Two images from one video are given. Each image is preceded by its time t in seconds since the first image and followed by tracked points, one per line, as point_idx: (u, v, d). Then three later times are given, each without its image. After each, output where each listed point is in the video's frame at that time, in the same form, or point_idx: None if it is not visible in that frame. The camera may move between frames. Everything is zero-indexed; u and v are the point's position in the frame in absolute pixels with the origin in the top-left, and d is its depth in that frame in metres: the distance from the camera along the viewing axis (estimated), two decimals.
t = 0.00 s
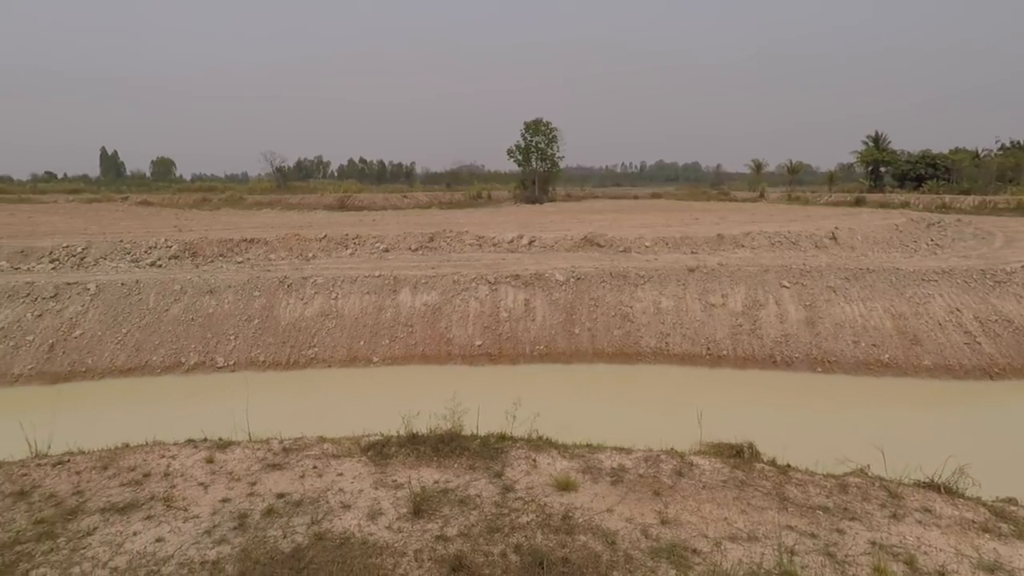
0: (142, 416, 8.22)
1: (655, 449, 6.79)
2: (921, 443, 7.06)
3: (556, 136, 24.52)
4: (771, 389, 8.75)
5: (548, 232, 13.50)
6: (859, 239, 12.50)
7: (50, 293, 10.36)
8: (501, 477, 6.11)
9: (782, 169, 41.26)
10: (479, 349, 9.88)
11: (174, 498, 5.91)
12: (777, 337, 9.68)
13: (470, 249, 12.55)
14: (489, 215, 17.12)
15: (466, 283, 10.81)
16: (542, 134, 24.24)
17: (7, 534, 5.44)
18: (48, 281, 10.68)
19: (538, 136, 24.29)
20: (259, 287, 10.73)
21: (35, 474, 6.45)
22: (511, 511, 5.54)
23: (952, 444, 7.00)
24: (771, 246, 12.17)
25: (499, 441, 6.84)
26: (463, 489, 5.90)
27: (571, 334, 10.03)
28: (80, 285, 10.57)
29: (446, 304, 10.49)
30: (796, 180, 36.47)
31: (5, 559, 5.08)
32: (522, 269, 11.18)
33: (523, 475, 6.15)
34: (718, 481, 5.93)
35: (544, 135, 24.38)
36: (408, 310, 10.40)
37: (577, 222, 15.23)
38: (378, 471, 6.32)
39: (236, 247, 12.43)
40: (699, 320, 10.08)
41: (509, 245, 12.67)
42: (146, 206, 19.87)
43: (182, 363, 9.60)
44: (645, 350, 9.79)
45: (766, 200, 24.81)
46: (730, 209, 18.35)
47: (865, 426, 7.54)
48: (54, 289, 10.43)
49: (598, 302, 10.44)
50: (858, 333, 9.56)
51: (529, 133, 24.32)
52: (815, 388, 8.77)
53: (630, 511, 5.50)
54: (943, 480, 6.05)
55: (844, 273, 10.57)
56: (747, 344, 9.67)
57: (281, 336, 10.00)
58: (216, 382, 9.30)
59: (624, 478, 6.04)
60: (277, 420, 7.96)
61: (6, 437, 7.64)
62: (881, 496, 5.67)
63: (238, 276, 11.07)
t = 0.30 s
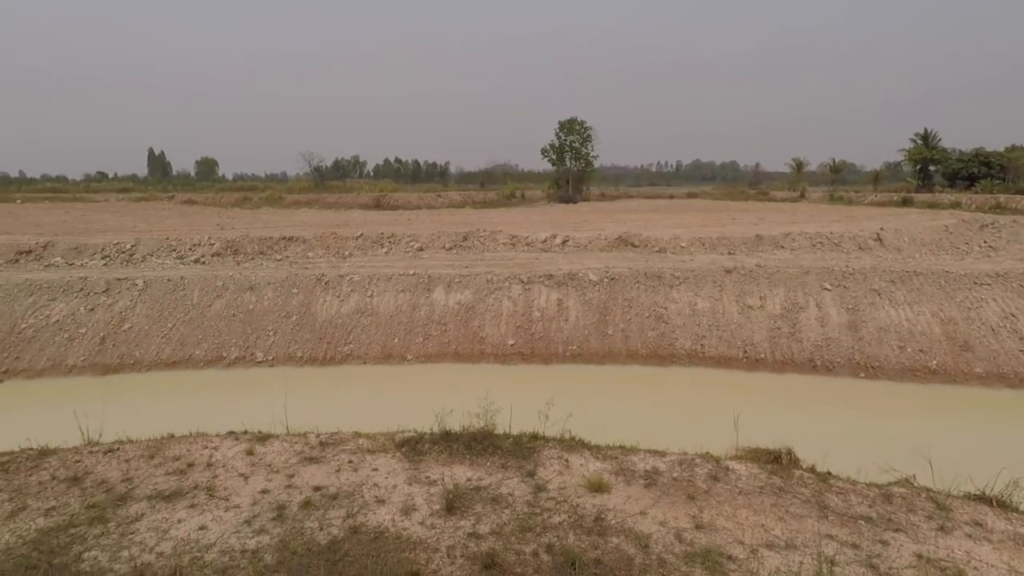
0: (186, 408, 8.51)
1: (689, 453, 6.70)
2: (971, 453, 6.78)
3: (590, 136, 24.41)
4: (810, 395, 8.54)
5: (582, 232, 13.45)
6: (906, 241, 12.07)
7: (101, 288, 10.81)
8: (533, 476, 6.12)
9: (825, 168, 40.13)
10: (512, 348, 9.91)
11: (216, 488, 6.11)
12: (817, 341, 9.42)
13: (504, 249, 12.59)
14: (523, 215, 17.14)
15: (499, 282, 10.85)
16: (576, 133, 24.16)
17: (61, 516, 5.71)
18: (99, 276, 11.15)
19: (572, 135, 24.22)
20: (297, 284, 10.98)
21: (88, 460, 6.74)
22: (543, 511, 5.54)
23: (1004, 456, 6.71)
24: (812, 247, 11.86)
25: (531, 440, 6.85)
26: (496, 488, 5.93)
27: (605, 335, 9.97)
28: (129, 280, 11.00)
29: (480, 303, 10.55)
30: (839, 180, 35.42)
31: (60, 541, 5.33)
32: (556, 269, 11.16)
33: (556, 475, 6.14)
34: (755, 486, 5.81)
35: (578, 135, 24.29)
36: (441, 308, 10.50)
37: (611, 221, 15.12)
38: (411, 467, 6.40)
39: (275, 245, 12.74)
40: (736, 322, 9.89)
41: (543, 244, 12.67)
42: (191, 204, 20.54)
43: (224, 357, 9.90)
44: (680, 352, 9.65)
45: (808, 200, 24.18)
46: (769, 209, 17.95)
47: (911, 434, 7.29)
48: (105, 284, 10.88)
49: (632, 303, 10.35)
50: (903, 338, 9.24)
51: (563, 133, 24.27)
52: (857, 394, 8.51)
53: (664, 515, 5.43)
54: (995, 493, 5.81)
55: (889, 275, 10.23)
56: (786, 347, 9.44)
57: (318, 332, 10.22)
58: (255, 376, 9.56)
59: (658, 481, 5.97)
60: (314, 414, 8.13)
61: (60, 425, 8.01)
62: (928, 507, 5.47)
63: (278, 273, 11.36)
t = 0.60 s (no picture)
0: (227, 401, 8.77)
1: (725, 456, 6.59)
2: None
3: (624, 135, 24.22)
4: (852, 400, 8.29)
5: (616, 232, 13.35)
6: (956, 241, 11.60)
7: (147, 284, 11.21)
8: (566, 477, 6.10)
9: (869, 167, 38.83)
10: (544, 348, 9.90)
11: (255, 480, 6.28)
12: (859, 345, 9.15)
13: (537, 248, 12.59)
14: (556, 214, 17.09)
15: (532, 281, 10.86)
16: (610, 132, 24.00)
17: (111, 503, 5.95)
18: (146, 273, 11.57)
19: (606, 134, 24.07)
20: (333, 282, 11.19)
21: (136, 450, 7.02)
22: (575, 511, 5.53)
23: None
24: (855, 248, 11.51)
25: (563, 440, 6.84)
26: (528, 487, 5.94)
27: (638, 335, 9.87)
28: (173, 277, 11.39)
29: (512, 302, 10.57)
30: (885, 178, 34.22)
31: (110, 527, 5.56)
32: (589, 269, 11.12)
33: (588, 476, 6.11)
34: (793, 492, 5.68)
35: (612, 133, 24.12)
36: (474, 307, 10.56)
37: (646, 221, 14.97)
38: (444, 464, 6.46)
39: (313, 243, 13.01)
40: (773, 324, 9.68)
41: (576, 244, 12.62)
42: (232, 203, 21.11)
43: (263, 352, 10.17)
44: (715, 354, 9.49)
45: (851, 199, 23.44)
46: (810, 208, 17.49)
47: (959, 443, 7.01)
48: (151, 281, 11.29)
49: (667, 304, 10.22)
50: (952, 343, 8.89)
51: (597, 132, 24.13)
52: (901, 400, 8.23)
53: (698, 519, 5.35)
54: None
55: (937, 278, 9.86)
56: (826, 351, 9.19)
57: (353, 329, 10.40)
58: (293, 372, 9.79)
59: (692, 484, 5.89)
60: (350, 410, 8.28)
61: (109, 416, 8.35)
62: (978, 519, 5.25)
63: (314, 271, 11.60)
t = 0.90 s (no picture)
0: (264, 396, 9.01)
1: (760, 461, 6.46)
2: None
3: (658, 134, 23.96)
4: (893, 406, 8.04)
5: (649, 232, 13.21)
6: (1008, 243, 11.12)
7: (189, 281, 11.57)
8: (597, 478, 6.08)
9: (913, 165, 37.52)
10: (575, 348, 9.87)
11: (291, 474, 6.42)
12: (901, 349, 8.87)
13: (568, 248, 12.55)
14: (588, 214, 17.00)
15: (563, 281, 10.84)
16: (643, 131, 23.77)
17: (155, 492, 6.17)
18: (188, 270, 11.94)
19: (640, 133, 23.84)
20: (367, 280, 11.37)
21: (178, 441, 7.25)
22: (606, 513, 5.50)
23: None
24: (898, 249, 11.15)
25: (594, 441, 6.81)
26: (558, 487, 5.93)
27: (670, 337, 9.76)
28: (213, 274, 11.72)
29: (543, 301, 10.57)
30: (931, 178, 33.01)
31: (154, 515, 5.77)
32: (621, 269, 11.04)
33: (620, 478, 6.07)
34: (831, 500, 5.54)
35: (646, 132, 23.87)
36: (505, 306, 10.59)
37: (679, 221, 14.78)
38: (475, 462, 6.50)
39: (347, 242, 13.23)
40: (811, 327, 9.46)
41: (608, 244, 12.54)
42: (270, 203, 21.62)
43: (298, 348, 10.39)
44: (750, 357, 9.32)
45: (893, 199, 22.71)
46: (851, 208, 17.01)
47: (1009, 453, 6.73)
48: (192, 278, 11.65)
49: (700, 305, 10.08)
50: (1001, 349, 8.54)
51: (631, 131, 23.92)
52: (946, 408, 7.95)
53: (732, 524, 5.27)
54: None
55: (986, 281, 9.48)
56: (867, 355, 8.93)
57: (386, 327, 10.54)
58: (327, 368, 9.98)
59: (726, 489, 5.79)
60: (382, 407, 8.40)
61: (153, 408, 8.65)
62: None
63: (348, 269, 11.80)
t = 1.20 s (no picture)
0: (298, 392, 9.20)
1: (795, 467, 6.33)
2: None
3: (691, 133, 23.65)
4: (935, 413, 7.78)
5: (680, 232, 13.06)
6: None
7: (226, 279, 11.89)
8: (627, 480, 6.03)
9: (958, 164, 36.21)
10: (604, 349, 9.82)
11: (324, 469, 6.55)
12: (944, 355, 8.58)
13: (599, 248, 12.49)
14: (619, 214, 16.89)
15: (593, 281, 10.79)
16: (676, 130, 23.50)
17: (194, 484, 6.36)
18: (225, 268, 12.26)
19: (672, 132, 23.57)
20: (398, 279, 11.51)
21: (216, 435, 7.46)
22: (636, 516, 5.46)
23: None
24: (942, 251, 10.79)
25: (625, 442, 6.76)
26: (588, 488, 5.91)
27: (702, 339, 9.63)
28: (250, 272, 12.02)
29: (573, 302, 10.54)
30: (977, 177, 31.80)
31: (193, 505, 5.94)
32: (652, 270, 10.94)
33: (650, 481, 6.02)
34: (870, 508, 5.39)
35: (678, 131, 23.59)
36: (535, 306, 10.60)
37: (712, 221, 14.57)
38: (504, 461, 6.52)
39: (379, 241, 13.41)
40: (849, 330, 9.22)
41: (639, 244, 12.44)
42: (303, 202, 22.05)
43: (330, 346, 10.58)
44: (784, 360, 9.13)
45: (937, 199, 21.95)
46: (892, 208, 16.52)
47: None
48: (230, 276, 11.96)
49: (733, 307, 9.92)
50: None
51: (663, 130, 23.67)
52: (992, 416, 7.65)
53: (766, 530, 5.17)
54: None
55: None
56: (907, 360, 8.67)
57: (417, 326, 10.65)
58: (359, 366, 10.13)
59: (760, 494, 5.69)
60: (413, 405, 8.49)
61: (192, 401, 8.92)
62: None
63: (380, 268, 11.96)
